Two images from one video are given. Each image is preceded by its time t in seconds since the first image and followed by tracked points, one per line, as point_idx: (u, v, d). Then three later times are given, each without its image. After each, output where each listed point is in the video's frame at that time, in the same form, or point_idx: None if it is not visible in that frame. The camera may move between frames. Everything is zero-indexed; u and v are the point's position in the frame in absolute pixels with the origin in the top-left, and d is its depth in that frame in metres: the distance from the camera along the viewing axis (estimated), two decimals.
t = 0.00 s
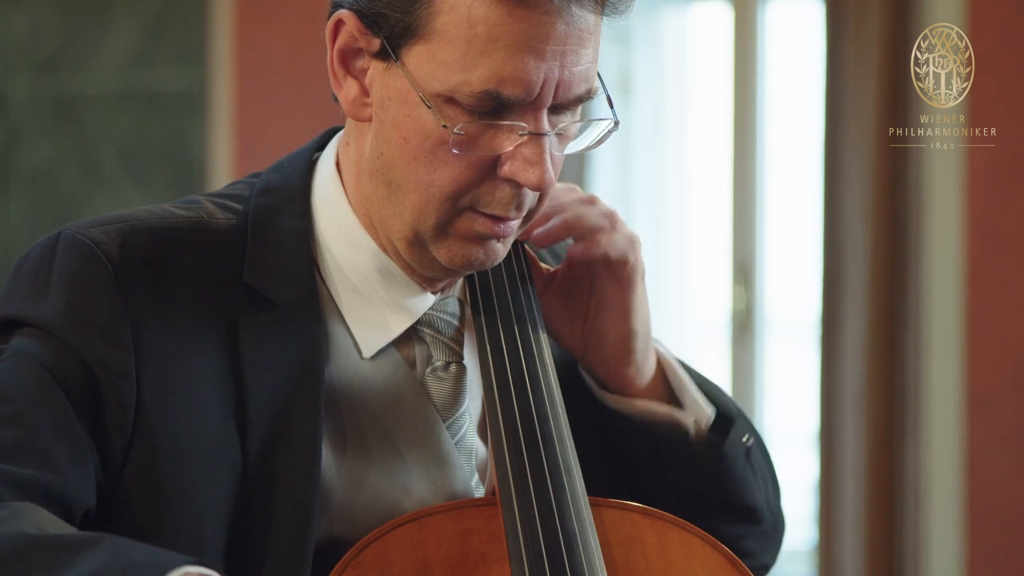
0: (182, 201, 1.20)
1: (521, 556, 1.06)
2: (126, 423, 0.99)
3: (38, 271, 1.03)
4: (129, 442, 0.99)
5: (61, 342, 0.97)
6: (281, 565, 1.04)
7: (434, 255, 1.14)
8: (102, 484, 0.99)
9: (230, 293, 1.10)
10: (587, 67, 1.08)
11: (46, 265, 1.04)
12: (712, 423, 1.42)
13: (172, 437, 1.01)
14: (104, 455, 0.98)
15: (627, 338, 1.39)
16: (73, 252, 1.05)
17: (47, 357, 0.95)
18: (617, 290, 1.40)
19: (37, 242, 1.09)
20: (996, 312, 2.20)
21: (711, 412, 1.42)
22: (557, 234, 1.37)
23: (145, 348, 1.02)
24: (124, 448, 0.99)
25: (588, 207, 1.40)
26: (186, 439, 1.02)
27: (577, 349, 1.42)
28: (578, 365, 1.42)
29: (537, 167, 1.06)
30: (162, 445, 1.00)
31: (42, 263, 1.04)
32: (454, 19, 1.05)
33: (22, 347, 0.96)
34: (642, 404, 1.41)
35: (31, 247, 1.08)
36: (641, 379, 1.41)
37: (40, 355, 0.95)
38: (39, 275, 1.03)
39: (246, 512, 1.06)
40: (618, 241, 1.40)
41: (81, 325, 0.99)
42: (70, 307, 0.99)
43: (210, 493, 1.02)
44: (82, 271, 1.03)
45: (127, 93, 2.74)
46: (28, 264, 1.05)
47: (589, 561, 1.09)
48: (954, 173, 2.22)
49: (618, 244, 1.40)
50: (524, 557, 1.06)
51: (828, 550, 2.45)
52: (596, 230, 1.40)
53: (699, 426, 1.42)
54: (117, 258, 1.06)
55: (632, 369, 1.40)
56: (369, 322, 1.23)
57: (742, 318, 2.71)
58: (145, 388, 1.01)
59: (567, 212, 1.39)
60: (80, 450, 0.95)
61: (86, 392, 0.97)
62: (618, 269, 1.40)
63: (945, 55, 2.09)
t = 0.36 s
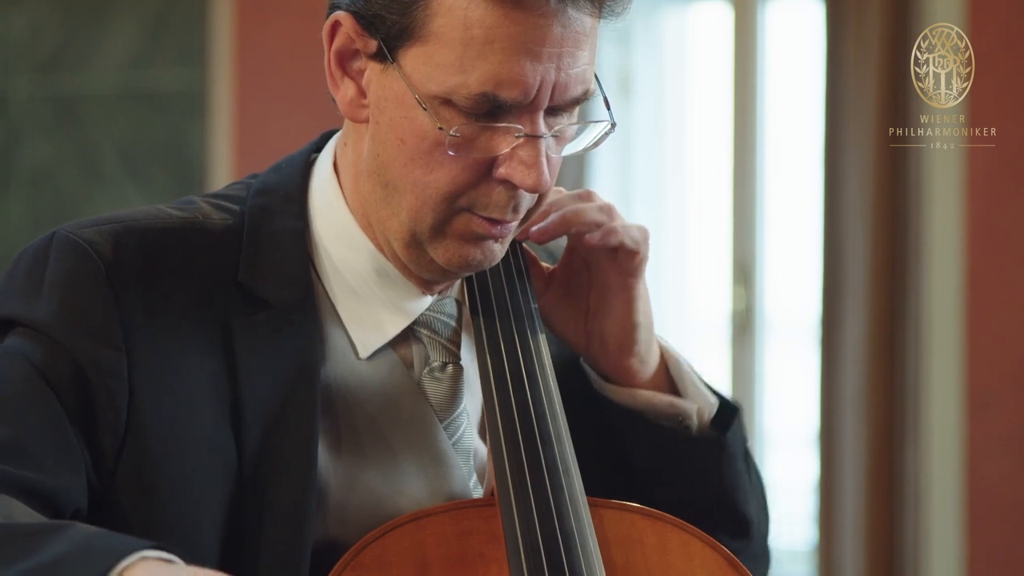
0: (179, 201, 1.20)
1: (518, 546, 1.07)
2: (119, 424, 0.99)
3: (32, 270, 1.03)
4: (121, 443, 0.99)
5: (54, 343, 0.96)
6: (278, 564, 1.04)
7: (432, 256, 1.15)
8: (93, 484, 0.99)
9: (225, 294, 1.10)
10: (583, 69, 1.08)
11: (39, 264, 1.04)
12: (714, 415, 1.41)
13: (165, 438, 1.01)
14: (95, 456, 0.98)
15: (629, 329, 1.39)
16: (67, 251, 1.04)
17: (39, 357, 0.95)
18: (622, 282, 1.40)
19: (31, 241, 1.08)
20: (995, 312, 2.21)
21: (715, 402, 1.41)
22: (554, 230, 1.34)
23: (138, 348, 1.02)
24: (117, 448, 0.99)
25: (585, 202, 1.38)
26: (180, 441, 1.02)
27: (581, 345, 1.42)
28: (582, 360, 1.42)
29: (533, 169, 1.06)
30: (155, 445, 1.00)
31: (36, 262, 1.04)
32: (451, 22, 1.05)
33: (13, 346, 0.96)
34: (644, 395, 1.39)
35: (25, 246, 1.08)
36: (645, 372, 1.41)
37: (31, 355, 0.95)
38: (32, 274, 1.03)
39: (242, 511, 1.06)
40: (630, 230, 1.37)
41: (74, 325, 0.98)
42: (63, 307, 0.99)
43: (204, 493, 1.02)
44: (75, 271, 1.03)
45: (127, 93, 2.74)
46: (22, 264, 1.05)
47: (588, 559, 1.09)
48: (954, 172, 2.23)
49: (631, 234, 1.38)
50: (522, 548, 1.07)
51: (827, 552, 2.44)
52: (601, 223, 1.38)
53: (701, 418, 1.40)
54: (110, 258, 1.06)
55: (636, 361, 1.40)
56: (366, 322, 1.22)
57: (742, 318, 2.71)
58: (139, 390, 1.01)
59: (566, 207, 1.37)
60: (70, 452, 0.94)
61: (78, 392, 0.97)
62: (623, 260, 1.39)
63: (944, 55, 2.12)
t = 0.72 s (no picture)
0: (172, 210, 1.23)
1: (515, 549, 1.07)
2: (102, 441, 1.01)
3: (18, 287, 1.06)
4: (104, 462, 1.02)
5: (35, 359, 1.00)
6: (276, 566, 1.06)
7: (421, 269, 1.15)
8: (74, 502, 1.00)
9: (215, 304, 1.13)
10: (575, 86, 1.07)
11: (26, 280, 1.07)
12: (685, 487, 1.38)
13: (149, 447, 1.04)
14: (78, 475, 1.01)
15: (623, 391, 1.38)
16: (52, 267, 1.08)
17: (21, 377, 0.98)
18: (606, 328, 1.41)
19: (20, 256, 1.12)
20: (996, 310, 2.24)
21: (688, 477, 1.38)
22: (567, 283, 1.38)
23: (123, 366, 1.05)
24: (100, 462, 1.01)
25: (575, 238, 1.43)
26: (163, 461, 1.04)
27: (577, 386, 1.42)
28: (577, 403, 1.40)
29: (522, 188, 1.06)
30: (138, 457, 1.03)
31: (23, 278, 1.07)
32: (440, 40, 1.05)
33: None
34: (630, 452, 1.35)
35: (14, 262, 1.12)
36: (631, 430, 1.38)
37: (15, 374, 0.98)
38: (19, 290, 1.06)
39: (231, 511, 1.08)
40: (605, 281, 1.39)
41: (58, 342, 1.02)
42: (48, 325, 1.02)
43: (186, 513, 1.04)
44: (59, 286, 1.06)
45: (127, 93, 2.74)
46: (8, 280, 1.08)
47: (586, 563, 1.09)
48: (954, 172, 2.25)
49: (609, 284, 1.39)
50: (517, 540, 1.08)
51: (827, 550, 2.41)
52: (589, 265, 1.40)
53: (672, 485, 1.37)
54: (94, 275, 1.09)
55: (624, 420, 1.38)
56: (360, 331, 1.22)
57: (742, 318, 2.70)
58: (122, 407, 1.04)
59: (554, 246, 1.40)
60: (48, 468, 0.97)
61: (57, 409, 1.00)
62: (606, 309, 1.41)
63: (943, 54, 2.23)
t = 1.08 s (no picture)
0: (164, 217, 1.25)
1: (511, 561, 1.06)
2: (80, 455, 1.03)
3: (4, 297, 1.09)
4: (83, 476, 1.04)
5: (14, 373, 1.02)
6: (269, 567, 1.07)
7: (411, 281, 1.15)
8: (50, 512, 1.02)
9: (204, 311, 1.14)
10: (561, 98, 1.07)
11: (10, 291, 1.09)
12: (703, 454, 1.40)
13: (133, 450, 1.06)
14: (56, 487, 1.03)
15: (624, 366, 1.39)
16: (35, 278, 1.10)
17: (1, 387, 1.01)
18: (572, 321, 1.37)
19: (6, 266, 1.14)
20: (995, 312, 2.23)
21: (705, 440, 1.40)
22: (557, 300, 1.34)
23: (103, 380, 1.07)
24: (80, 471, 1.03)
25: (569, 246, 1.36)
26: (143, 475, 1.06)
27: (573, 377, 1.42)
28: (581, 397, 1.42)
29: (506, 202, 1.06)
30: (121, 463, 1.05)
31: (7, 290, 1.10)
32: (424, 54, 1.05)
33: None
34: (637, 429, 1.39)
35: None
36: (639, 406, 1.41)
37: None
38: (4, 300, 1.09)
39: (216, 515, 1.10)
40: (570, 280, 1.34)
41: (38, 352, 1.04)
42: (29, 336, 1.05)
43: (163, 528, 1.06)
44: (41, 299, 1.08)
45: (127, 93, 2.74)
46: None
47: (579, 564, 1.10)
48: (954, 172, 2.24)
49: (572, 281, 1.34)
50: (511, 539, 1.09)
51: (828, 549, 2.42)
52: (562, 263, 1.34)
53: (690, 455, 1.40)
54: (77, 283, 1.10)
55: (630, 398, 1.40)
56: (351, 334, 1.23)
57: (742, 318, 2.69)
58: (101, 422, 1.05)
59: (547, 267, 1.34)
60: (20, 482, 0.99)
61: (37, 422, 1.02)
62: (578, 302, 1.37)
63: (944, 55, 2.23)
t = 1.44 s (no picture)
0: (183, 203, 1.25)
1: (523, 557, 1.06)
2: (89, 424, 1.02)
3: (18, 267, 1.08)
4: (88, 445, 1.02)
5: (31, 340, 1.01)
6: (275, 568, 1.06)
7: (428, 268, 1.15)
8: (51, 477, 1.00)
9: (222, 297, 1.13)
10: (577, 83, 1.07)
11: (27, 261, 1.09)
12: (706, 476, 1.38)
13: (138, 436, 1.04)
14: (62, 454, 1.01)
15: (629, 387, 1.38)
16: (54, 250, 1.09)
17: (14, 349, 1.00)
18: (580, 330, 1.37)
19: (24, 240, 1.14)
20: (994, 312, 2.27)
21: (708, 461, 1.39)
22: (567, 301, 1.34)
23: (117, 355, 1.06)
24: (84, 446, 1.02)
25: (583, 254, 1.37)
26: (149, 450, 1.04)
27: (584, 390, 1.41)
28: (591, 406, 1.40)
29: (524, 183, 1.05)
30: (122, 442, 1.03)
31: (24, 261, 1.09)
32: (442, 36, 1.05)
33: None
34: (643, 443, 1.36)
35: (17, 244, 1.14)
36: (649, 426, 1.39)
37: (9, 346, 1.00)
38: (19, 269, 1.08)
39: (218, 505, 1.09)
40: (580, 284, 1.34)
41: (51, 321, 1.03)
42: (46, 306, 1.04)
43: (161, 506, 1.04)
44: (59, 269, 1.07)
45: (127, 93, 2.74)
46: (11, 260, 1.10)
47: (591, 563, 1.09)
48: (955, 172, 2.28)
49: (584, 288, 1.34)
50: (523, 533, 1.09)
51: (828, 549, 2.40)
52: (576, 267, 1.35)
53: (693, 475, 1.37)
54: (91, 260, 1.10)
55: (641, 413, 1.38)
56: (361, 328, 1.23)
57: (742, 318, 2.70)
58: (115, 396, 1.04)
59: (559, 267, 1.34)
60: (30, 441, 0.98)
61: (50, 388, 1.01)
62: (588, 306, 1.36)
63: (944, 55, 2.27)
